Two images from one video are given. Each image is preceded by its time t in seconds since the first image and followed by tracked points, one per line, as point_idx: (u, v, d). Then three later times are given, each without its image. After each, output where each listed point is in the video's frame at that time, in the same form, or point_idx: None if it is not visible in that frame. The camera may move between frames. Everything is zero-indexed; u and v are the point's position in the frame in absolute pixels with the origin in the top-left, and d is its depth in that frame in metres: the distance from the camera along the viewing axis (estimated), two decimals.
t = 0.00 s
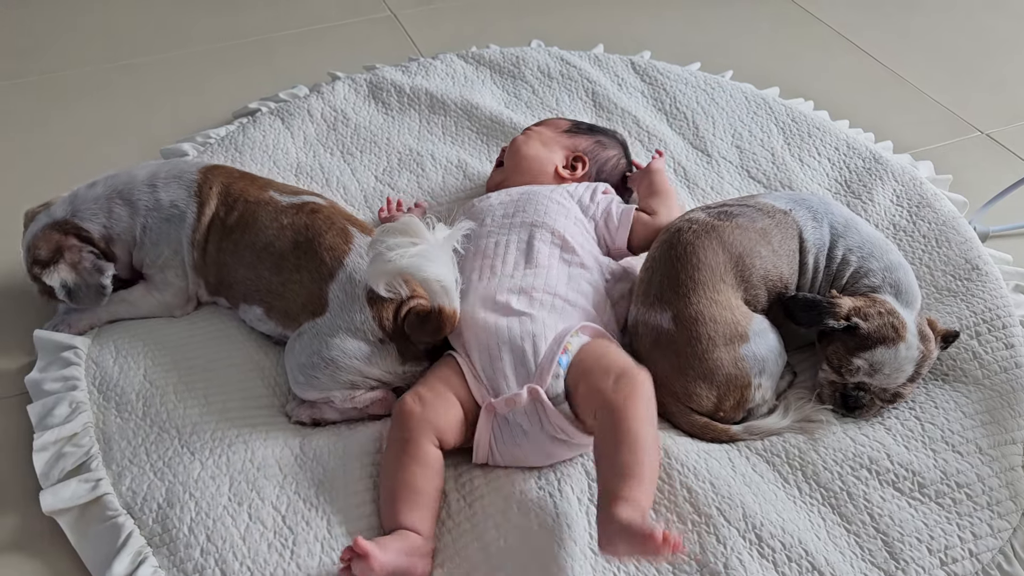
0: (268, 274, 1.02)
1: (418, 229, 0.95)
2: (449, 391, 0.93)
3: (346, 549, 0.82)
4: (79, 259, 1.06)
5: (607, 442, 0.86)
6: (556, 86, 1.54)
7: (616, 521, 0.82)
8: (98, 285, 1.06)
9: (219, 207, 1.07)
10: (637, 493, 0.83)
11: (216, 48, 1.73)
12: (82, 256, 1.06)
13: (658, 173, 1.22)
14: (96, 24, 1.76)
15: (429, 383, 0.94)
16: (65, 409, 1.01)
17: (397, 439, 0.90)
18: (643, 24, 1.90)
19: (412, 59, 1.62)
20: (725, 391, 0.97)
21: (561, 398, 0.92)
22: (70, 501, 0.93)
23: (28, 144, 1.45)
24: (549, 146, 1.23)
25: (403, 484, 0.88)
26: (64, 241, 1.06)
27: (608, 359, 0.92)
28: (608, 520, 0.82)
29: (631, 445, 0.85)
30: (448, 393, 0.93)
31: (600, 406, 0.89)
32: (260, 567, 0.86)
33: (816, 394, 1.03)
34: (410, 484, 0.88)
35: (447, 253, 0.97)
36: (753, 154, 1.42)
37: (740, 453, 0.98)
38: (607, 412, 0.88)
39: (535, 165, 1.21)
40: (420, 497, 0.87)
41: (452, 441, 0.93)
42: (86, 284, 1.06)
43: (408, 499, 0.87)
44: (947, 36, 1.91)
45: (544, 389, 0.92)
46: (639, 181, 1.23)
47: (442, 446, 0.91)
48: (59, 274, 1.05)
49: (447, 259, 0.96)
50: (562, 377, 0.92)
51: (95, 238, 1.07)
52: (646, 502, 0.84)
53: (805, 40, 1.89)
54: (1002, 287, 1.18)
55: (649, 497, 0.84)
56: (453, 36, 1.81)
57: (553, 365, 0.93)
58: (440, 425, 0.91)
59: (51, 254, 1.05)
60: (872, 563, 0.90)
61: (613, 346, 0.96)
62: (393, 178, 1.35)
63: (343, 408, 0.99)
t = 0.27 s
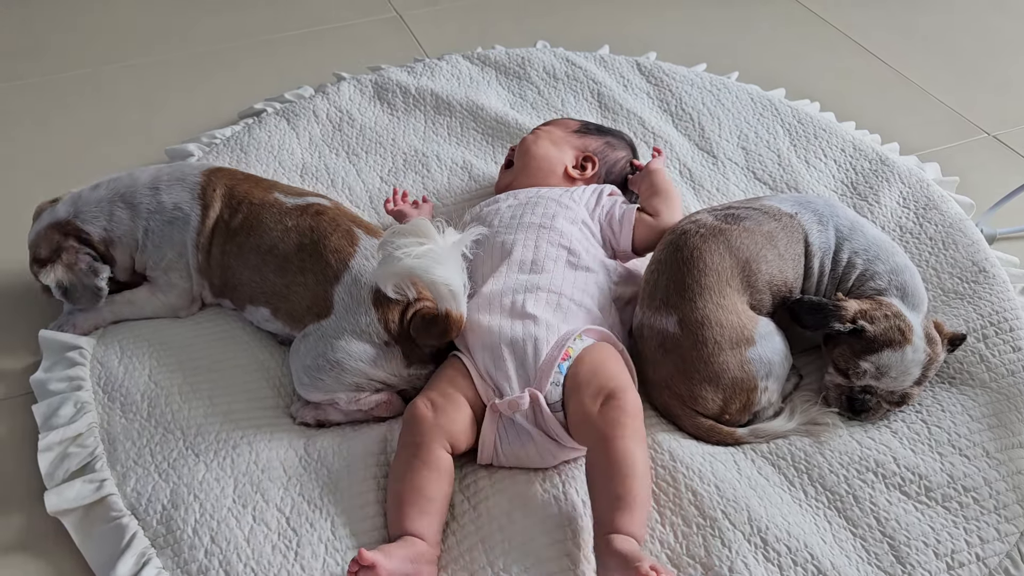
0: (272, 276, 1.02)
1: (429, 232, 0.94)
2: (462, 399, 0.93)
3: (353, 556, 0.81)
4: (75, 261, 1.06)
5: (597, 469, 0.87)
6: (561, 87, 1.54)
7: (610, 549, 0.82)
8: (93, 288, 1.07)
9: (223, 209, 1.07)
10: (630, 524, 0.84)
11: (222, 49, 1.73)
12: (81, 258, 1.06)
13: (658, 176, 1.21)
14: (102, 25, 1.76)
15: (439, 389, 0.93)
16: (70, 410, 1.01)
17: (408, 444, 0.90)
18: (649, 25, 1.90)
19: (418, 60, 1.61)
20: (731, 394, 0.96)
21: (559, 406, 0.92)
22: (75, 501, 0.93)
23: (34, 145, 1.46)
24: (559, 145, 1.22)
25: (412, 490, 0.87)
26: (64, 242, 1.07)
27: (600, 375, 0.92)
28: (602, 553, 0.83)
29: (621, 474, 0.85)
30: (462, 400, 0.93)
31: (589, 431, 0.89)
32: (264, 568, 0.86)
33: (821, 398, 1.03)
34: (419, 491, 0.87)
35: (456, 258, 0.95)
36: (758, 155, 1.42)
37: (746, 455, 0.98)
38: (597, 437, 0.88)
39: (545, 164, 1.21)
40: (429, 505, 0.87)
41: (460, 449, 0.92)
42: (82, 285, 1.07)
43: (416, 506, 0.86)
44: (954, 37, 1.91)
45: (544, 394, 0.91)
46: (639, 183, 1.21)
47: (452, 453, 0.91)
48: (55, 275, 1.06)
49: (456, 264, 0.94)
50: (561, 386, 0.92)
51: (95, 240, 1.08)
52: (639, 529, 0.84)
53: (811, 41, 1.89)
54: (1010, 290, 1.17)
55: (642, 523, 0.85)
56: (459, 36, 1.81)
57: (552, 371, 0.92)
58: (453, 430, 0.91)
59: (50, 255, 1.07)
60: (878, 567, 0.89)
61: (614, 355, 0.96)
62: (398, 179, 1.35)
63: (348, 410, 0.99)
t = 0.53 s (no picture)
0: (276, 275, 1.02)
1: (436, 237, 0.93)
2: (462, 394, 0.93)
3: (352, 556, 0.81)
4: (67, 251, 1.06)
5: (588, 462, 0.86)
6: (565, 86, 1.54)
7: (597, 542, 0.81)
8: (85, 280, 1.07)
9: (227, 209, 1.07)
10: (618, 518, 0.82)
11: (226, 48, 1.73)
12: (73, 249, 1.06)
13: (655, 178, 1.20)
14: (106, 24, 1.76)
15: (440, 387, 0.93)
16: (73, 408, 1.01)
17: (409, 441, 0.90)
18: (654, 24, 1.89)
19: (421, 59, 1.61)
20: (735, 393, 0.96)
21: (558, 400, 0.91)
22: (78, 500, 0.93)
23: (39, 143, 1.46)
24: (566, 144, 1.22)
25: (412, 486, 0.87)
26: (60, 233, 1.07)
27: (595, 370, 0.92)
28: (590, 546, 0.81)
29: (610, 467, 0.85)
30: (461, 397, 0.93)
31: (581, 426, 0.89)
32: (267, 567, 0.86)
33: (826, 398, 1.03)
34: (419, 488, 0.87)
35: (462, 264, 0.94)
36: (763, 155, 1.42)
37: (749, 456, 0.98)
38: (588, 430, 0.88)
39: (552, 161, 1.21)
40: (429, 502, 0.87)
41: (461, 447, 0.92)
42: (72, 277, 1.07)
43: (417, 503, 0.86)
44: (958, 36, 1.90)
45: (544, 389, 0.91)
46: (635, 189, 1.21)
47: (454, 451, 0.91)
48: (47, 264, 1.06)
49: (462, 270, 0.94)
50: (559, 380, 0.92)
51: (96, 235, 1.08)
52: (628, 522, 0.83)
53: (816, 40, 1.89)
54: (1016, 289, 1.17)
55: (631, 518, 0.83)
56: (462, 35, 1.81)
57: (551, 365, 0.92)
58: (454, 427, 0.91)
59: (45, 244, 1.07)
60: (882, 568, 0.89)
61: (614, 350, 0.95)
62: (402, 178, 1.34)
63: (351, 409, 0.99)
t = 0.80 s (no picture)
0: (281, 270, 1.02)
1: (441, 234, 0.93)
2: (461, 391, 0.93)
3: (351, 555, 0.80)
4: (50, 230, 1.09)
5: (588, 459, 0.85)
6: (566, 85, 1.54)
7: (597, 537, 0.80)
8: (58, 260, 1.10)
9: (234, 212, 1.07)
10: (619, 514, 0.82)
11: (227, 46, 1.73)
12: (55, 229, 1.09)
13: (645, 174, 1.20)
14: (107, 22, 1.76)
15: (440, 384, 0.93)
16: (74, 406, 1.01)
17: (409, 439, 0.90)
18: (655, 23, 1.89)
19: (422, 57, 1.61)
20: (735, 392, 0.96)
21: (558, 399, 0.91)
22: (79, 498, 0.93)
23: (40, 141, 1.46)
24: (568, 142, 1.22)
25: (411, 484, 0.87)
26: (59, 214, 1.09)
27: (596, 367, 0.91)
28: (591, 542, 0.81)
29: (611, 463, 0.84)
30: (461, 394, 0.93)
31: (582, 423, 0.88)
32: (268, 566, 0.86)
33: (826, 396, 1.03)
34: (419, 485, 0.87)
35: (466, 262, 0.93)
36: (764, 153, 1.42)
37: (750, 454, 0.98)
38: (588, 426, 0.87)
39: (552, 161, 1.21)
40: (429, 499, 0.87)
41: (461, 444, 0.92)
42: (46, 251, 1.10)
43: (417, 501, 0.86)
44: (960, 34, 1.90)
45: (544, 388, 0.91)
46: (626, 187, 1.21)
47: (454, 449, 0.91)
48: (29, 230, 1.10)
49: (466, 269, 0.93)
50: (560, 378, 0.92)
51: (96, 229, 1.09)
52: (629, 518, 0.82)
53: (817, 38, 1.88)
54: (1017, 288, 1.16)
55: (631, 514, 0.83)
56: (463, 34, 1.81)
57: (552, 364, 0.92)
58: (454, 424, 0.90)
59: (42, 211, 1.11)
60: (883, 566, 0.89)
61: (614, 348, 0.95)
62: (402, 176, 1.34)
63: (351, 407, 0.99)
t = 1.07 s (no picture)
0: (281, 274, 1.02)
1: (441, 241, 0.93)
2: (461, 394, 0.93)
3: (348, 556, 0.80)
4: (50, 209, 1.14)
5: (603, 473, 0.85)
6: (565, 84, 1.54)
7: (628, 551, 0.80)
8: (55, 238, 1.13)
9: (232, 213, 1.07)
10: (645, 526, 0.82)
11: (226, 45, 1.73)
12: (54, 208, 1.13)
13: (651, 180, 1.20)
14: (107, 21, 1.76)
15: (440, 387, 0.93)
16: (73, 406, 1.01)
17: (409, 441, 0.90)
18: (654, 22, 1.89)
19: (421, 57, 1.61)
20: (733, 391, 0.96)
21: (559, 407, 0.91)
22: (79, 498, 0.93)
23: (39, 141, 1.46)
24: (567, 143, 1.22)
25: (411, 486, 0.87)
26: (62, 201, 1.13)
27: (595, 382, 0.91)
28: (622, 557, 0.81)
29: (626, 476, 0.84)
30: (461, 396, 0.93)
31: (587, 441, 0.88)
32: (268, 565, 0.86)
33: (826, 396, 1.03)
34: (418, 487, 0.87)
35: (466, 268, 0.94)
36: (763, 153, 1.42)
37: (750, 453, 0.98)
38: (597, 442, 0.87)
39: (552, 161, 1.21)
40: (429, 501, 0.87)
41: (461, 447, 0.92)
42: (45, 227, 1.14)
43: (415, 502, 0.86)
44: (959, 34, 1.90)
45: (546, 395, 0.91)
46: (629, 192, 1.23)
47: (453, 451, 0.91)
48: (30, 209, 1.15)
49: (466, 275, 0.93)
50: (561, 387, 0.91)
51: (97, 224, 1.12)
52: (655, 529, 0.82)
53: (817, 38, 1.88)
54: (1016, 287, 1.16)
55: (656, 525, 0.83)
56: (463, 34, 1.80)
57: (554, 372, 0.91)
58: (453, 428, 0.90)
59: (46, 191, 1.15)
60: (883, 565, 0.89)
61: (614, 357, 0.95)
62: (402, 176, 1.34)
63: (351, 407, 0.99)
